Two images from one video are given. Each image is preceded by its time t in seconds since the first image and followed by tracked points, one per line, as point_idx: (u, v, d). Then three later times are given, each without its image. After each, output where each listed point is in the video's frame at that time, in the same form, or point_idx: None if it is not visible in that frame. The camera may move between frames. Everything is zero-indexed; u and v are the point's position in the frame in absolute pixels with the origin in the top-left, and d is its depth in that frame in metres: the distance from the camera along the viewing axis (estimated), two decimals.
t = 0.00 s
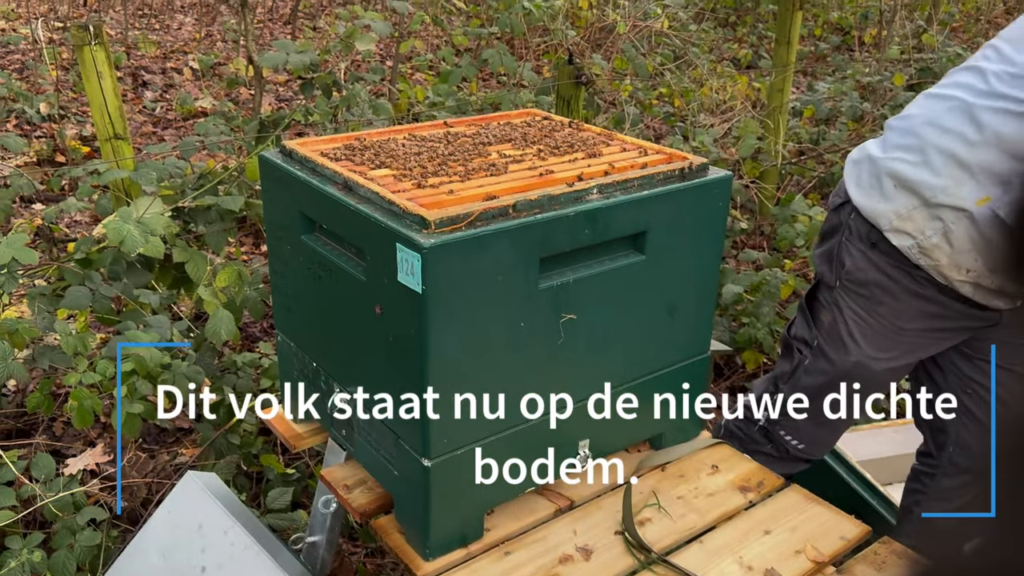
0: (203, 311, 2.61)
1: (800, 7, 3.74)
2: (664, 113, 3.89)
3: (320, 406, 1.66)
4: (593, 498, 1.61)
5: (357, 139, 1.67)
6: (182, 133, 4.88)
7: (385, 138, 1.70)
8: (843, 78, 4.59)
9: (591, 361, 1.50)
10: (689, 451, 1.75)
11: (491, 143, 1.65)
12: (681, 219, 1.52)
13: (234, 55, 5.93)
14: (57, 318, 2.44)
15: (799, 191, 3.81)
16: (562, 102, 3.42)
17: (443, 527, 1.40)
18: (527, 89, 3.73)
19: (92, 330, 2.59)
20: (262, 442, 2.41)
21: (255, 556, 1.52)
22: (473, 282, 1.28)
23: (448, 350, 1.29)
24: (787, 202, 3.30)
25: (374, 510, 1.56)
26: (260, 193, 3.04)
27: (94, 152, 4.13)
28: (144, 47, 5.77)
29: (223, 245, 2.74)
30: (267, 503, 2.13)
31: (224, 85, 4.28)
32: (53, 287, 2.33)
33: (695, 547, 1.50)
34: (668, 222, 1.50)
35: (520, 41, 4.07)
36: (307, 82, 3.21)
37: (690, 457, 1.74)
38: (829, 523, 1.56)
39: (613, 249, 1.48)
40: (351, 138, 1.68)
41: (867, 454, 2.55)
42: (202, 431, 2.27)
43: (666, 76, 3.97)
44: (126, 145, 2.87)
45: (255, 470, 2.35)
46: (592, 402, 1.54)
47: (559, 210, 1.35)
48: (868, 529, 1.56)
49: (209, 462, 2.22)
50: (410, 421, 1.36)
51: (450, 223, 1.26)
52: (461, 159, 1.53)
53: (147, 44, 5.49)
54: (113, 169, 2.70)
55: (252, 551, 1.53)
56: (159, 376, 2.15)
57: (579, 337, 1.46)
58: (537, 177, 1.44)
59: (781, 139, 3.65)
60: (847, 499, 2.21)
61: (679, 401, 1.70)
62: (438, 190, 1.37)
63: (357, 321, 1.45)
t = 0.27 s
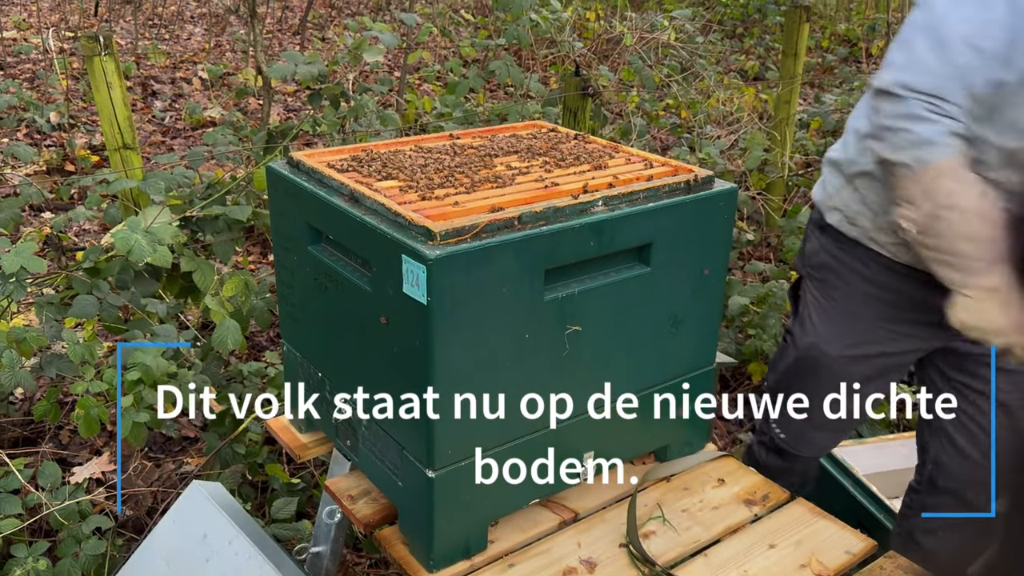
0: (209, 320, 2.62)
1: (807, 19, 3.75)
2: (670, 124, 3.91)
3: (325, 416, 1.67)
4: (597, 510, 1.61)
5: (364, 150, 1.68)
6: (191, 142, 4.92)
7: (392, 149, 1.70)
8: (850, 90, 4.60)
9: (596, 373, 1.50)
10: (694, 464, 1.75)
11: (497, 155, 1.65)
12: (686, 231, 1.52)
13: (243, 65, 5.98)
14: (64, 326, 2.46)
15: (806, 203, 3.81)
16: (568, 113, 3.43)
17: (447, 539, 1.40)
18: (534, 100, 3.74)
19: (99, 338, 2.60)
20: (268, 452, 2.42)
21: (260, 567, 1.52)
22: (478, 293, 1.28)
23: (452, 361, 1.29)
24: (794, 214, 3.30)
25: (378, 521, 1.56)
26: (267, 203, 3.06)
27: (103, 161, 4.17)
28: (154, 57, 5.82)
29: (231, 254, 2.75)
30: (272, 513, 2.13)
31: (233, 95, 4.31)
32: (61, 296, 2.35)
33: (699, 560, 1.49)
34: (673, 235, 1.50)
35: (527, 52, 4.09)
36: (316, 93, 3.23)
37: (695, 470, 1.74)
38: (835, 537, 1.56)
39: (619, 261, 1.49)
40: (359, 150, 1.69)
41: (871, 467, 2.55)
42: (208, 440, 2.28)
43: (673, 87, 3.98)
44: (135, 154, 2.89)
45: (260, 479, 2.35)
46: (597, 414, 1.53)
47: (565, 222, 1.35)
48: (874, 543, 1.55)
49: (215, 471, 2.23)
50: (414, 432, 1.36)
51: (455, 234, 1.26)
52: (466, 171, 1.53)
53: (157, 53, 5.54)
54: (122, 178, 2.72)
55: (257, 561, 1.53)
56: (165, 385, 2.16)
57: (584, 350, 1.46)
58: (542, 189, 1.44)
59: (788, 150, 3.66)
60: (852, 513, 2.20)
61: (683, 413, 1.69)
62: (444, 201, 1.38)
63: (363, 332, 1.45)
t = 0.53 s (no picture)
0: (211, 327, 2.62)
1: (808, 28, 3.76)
2: (672, 131, 3.92)
3: (326, 424, 1.66)
4: (599, 518, 1.61)
5: (366, 158, 1.69)
6: (194, 149, 4.93)
7: (394, 157, 1.71)
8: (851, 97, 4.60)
9: (597, 381, 1.50)
10: (695, 473, 1.75)
11: (499, 163, 1.65)
12: (688, 238, 1.52)
13: (246, 72, 6.00)
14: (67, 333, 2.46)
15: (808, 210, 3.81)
16: (570, 121, 3.44)
17: (448, 547, 1.39)
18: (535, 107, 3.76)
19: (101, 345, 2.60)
20: (269, 459, 2.42)
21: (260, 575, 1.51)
22: (479, 301, 1.28)
23: (453, 369, 1.29)
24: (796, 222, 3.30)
25: (378, 529, 1.56)
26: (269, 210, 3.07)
27: (106, 168, 4.18)
28: (156, 64, 5.85)
29: (232, 262, 2.75)
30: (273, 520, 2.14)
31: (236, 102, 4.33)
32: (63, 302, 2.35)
33: (701, 569, 1.49)
34: (675, 243, 1.50)
35: (529, 60, 4.11)
36: (318, 101, 3.24)
37: (696, 478, 1.74)
38: (837, 546, 1.55)
39: (620, 270, 1.48)
40: (360, 158, 1.69)
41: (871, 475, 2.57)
42: (209, 447, 2.28)
43: (674, 95, 3.99)
44: (138, 162, 2.90)
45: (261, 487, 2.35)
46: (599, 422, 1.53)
47: (566, 231, 1.35)
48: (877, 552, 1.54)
49: (215, 479, 2.23)
50: (415, 440, 1.36)
51: (457, 242, 1.26)
52: (468, 179, 1.54)
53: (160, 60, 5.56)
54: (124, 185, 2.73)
55: (257, 569, 1.52)
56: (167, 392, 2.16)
57: (585, 358, 1.46)
58: (544, 198, 1.44)
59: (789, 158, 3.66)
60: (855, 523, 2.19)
61: (685, 421, 1.69)
62: (445, 210, 1.38)
63: (364, 340, 1.45)
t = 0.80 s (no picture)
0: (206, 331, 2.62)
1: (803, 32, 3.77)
2: (667, 135, 3.93)
3: (322, 427, 1.66)
4: (595, 521, 1.61)
5: (362, 161, 1.69)
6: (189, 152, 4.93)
7: (390, 161, 1.71)
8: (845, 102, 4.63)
9: (594, 383, 1.50)
10: (692, 475, 1.75)
11: (495, 167, 1.66)
12: (684, 241, 1.52)
13: (241, 76, 6.00)
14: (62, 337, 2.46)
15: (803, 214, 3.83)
16: (565, 125, 3.45)
17: (445, 550, 1.39)
18: (531, 111, 3.77)
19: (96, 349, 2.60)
20: (265, 462, 2.42)
21: None
22: (476, 303, 1.28)
23: (450, 372, 1.29)
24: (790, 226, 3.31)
25: (375, 533, 1.56)
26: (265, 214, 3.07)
27: (101, 172, 4.17)
28: (152, 69, 5.85)
29: (228, 266, 2.76)
30: (268, 524, 2.14)
31: (231, 106, 4.32)
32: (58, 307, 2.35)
33: (698, 571, 1.49)
34: (670, 245, 1.50)
35: (524, 64, 4.12)
36: (313, 105, 3.25)
37: (693, 481, 1.74)
38: (833, 548, 1.55)
39: (616, 272, 1.49)
40: (356, 161, 1.69)
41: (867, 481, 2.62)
42: (205, 450, 2.28)
43: (670, 99, 4.01)
44: (133, 165, 2.89)
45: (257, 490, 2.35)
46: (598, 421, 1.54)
47: (562, 233, 1.35)
48: (873, 554, 1.55)
49: (211, 483, 2.23)
50: (412, 443, 1.36)
51: (454, 245, 1.27)
52: (464, 182, 1.54)
53: (155, 65, 5.57)
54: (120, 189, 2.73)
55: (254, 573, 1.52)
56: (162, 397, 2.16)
57: (581, 360, 1.46)
58: (540, 201, 1.45)
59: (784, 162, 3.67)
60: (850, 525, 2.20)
61: (681, 424, 1.69)
62: (442, 213, 1.38)
63: (360, 343, 1.45)
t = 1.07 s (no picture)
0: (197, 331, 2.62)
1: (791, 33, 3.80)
2: (657, 136, 3.95)
3: (314, 426, 1.67)
4: (586, 517, 1.62)
5: (353, 160, 1.69)
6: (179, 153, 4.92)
7: (381, 159, 1.72)
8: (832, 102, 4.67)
9: (584, 380, 1.51)
10: (681, 471, 1.76)
11: (486, 165, 1.67)
12: (673, 238, 1.54)
13: (231, 77, 5.99)
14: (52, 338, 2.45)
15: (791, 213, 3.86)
16: (555, 125, 3.47)
17: (437, 547, 1.40)
18: (521, 111, 3.78)
19: (86, 350, 2.59)
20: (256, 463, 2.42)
21: None
22: (466, 300, 1.28)
23: (441, 368, 1.30)
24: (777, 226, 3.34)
25: (366, 530, 1.56)
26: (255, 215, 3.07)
27: (90, 172, 4.16)
28: (141, 70, 5.83)
29: (218, 266, 2.75)
30: (260, 523, 2.15)
31: (220, 107, 4.32)
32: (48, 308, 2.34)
33: (687, 566, 1.50)
34: (659, 243, 1.52)
35: (514, 65, 4.14)
36: (303, 105, 3.25)
37: (682, 477, 1.75)
38: (821, 542, 1.57)
39: (605, 269, 1.50)
40: (347, 160, 1.70)
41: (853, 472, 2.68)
42: (195, 450, 2.28)
43: (659, 99, 4.03)
44: (122, 165, 2.89)
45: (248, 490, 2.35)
46: (596, 418, 1.56)
47: (552, 230, 1.36)
48: (860, 548, 1.56)
49: (202, 483, 2.23)
50: (403, 440, 1.36)
51: (444, 242, 1.27)
52: (454, 180, 1.55)
53: (144, 66, 5.55)
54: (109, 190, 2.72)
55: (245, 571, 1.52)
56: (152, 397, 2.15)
57: (571, 357, 1.47)
58: (530, 199, 1.46)
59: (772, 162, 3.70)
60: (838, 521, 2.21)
61: (670, 420, 1.71)
62: (433, 210, 1.39)
63: (352, 341, 1.46)
